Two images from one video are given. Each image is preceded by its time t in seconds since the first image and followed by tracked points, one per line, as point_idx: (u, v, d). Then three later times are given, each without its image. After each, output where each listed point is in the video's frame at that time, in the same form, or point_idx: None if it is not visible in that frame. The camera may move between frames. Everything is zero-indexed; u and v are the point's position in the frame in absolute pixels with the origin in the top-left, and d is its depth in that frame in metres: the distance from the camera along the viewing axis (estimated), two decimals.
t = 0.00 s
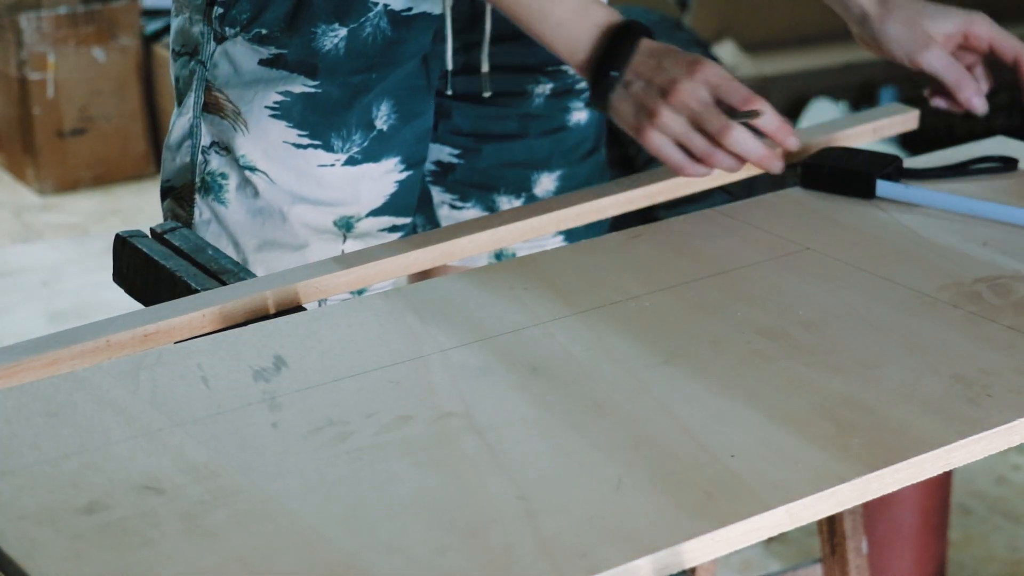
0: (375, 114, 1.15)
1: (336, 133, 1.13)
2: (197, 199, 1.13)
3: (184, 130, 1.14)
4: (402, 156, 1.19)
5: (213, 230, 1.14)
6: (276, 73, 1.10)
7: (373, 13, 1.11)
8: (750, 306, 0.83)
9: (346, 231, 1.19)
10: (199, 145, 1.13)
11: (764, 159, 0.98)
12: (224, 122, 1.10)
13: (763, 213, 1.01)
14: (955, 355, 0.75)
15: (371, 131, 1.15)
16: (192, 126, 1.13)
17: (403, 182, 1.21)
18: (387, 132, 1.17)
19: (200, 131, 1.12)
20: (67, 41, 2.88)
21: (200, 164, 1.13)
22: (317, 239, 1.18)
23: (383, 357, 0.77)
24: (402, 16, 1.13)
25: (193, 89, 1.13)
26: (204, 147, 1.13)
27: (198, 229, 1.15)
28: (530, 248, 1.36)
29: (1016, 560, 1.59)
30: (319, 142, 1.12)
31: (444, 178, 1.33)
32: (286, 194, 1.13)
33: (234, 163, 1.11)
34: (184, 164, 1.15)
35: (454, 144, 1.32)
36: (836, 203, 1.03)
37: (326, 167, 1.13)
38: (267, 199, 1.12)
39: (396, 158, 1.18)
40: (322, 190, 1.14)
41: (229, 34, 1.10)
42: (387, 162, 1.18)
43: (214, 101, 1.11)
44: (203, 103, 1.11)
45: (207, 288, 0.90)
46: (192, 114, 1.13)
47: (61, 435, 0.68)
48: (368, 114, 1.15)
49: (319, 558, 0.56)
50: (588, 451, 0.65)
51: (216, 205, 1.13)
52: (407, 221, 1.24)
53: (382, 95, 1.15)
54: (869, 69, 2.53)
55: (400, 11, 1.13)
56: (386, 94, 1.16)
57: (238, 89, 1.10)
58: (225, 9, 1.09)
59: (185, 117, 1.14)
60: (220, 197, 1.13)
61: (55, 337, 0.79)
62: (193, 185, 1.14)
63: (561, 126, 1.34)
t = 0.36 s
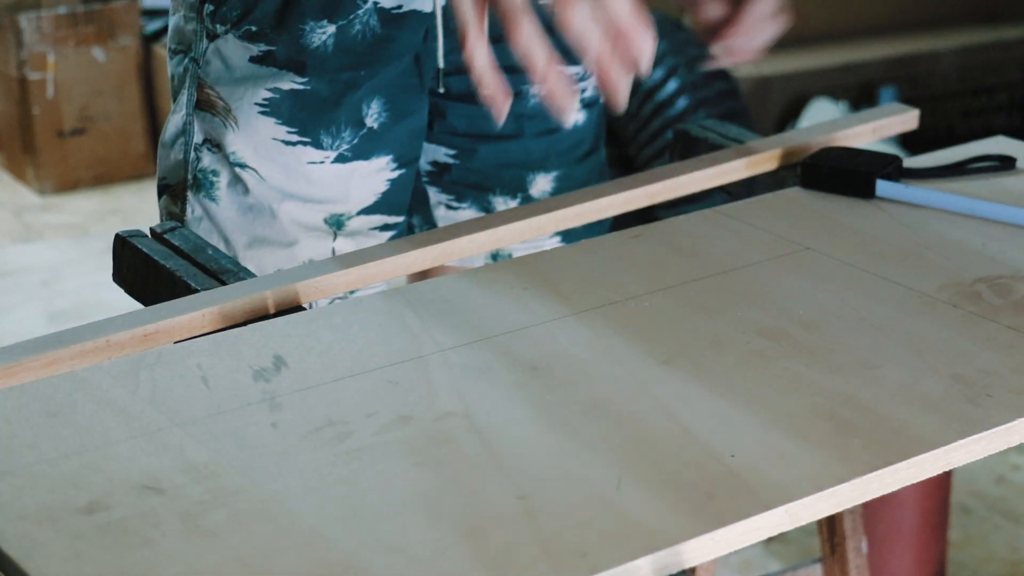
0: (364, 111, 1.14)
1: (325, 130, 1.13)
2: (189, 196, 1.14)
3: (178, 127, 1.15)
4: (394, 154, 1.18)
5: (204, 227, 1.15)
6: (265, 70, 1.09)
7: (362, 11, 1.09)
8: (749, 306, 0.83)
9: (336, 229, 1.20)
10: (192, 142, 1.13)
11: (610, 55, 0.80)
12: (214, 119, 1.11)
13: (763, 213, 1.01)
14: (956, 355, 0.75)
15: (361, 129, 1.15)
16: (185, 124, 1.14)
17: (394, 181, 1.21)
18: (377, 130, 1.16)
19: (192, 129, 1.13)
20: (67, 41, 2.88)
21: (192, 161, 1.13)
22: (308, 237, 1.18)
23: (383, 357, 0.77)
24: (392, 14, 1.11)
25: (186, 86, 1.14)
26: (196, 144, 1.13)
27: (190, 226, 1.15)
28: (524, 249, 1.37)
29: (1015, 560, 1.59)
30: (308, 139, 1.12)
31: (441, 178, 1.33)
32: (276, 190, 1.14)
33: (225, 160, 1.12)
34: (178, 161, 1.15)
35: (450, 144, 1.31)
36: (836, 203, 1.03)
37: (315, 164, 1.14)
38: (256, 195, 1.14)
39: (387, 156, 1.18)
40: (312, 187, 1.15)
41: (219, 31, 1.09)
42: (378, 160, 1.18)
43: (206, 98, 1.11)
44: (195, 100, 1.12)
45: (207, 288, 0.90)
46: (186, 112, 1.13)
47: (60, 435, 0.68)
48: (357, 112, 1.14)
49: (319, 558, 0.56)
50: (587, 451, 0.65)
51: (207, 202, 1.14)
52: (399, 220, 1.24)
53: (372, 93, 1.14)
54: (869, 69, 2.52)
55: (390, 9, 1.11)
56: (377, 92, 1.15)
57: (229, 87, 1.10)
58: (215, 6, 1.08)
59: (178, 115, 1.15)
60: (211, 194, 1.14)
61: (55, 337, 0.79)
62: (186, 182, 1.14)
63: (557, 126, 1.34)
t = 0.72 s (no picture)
0: (354, 111, 1.14)
1: (315, 130, 1.12)
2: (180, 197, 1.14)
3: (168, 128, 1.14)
4: (385, 154, 1.18)
5: (195, 228, 1.16)
6: (255, 70, 1.09)
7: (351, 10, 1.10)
8: (749, 306, 0.83)
9: (328, 229, 1.18)
10: (183, 144, 1.13)
11: (630, 306, 0.72)
12: (204, 121, 1.11)
13: (763, 213, 1.01)
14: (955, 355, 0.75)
15: (351, 129, 1.15)
16: (175, 125, 1.13)
17: (386, 181, 1.20)
18: (368, 130, 1.16)
19: (182, 130, 1.13)
20: (67, 41, 2.88)
21: (182, 164, 1.14)
22: (299, 237, 1.16)
23: (383, 357, 0.77)
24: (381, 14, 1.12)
25: (174, 88, 1.13)
26: (186, 146, 1.13)
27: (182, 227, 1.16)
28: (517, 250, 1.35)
29: (1015, 560, 1.59)
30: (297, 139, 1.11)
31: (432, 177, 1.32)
32: (266, 191, 1.12)
33: (215, 162, 1.12)
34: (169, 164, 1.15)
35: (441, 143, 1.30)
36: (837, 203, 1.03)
37: (306, 164, 1.13)
38: (247, 196, 1.12)
39: (379, 157, 1.18)
40: (303, 189, 1.13)
41: (208, 33, 1.09)
42: (369, 160, 1.17)
43: (196, 100, 1.11)
44: (184, 102, 1.11)
45: (207, 288, 0.90)
46: (175, 114, 1.13)
47: (60, 435, 0.68)
48: (348, 112, 1.14)
49: (319, 558, 0.56)
50: (587, 451, 0.65)
51: (197, 204, 1.14)
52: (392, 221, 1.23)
53: (362, 93, 1.15)
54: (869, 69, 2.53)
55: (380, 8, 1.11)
56: (367, 92, 1.15)
57: (219, 88, 1.10)
58: (204, 8, 1.07)
59: (168, 116, 1.14)
60: (201, 195, 1.14)
61: (55, 337, 0.79)
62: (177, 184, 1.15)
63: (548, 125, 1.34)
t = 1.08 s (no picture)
0: (342, 109, 1.14)
1: (302, 127, 1.11)
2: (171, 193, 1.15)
3: (159, 125, 1.15)
4: (373, 153, 1.18)
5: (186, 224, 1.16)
6: (243, 67, 1.08)
7: (339, 7, 1.09)
8: (748, 307, 0.83)
9: (316, 227, 1.18)
10: (173, 141, 1.14)
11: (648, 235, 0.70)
12: (193, 117, 1.11)
13: (763, 213, 1.01)
14: (955, 355, 0.75)
15: (339, 126, 1.14)
16: (166, 122, 1.14)
17: (374, 180, 1.20)
18: (355, 127, 1.15)
19: (173, 127, 1.14)
20: (67, 41, 2.88)
21: (172, 159, 1.14)
22: (286, 234, 1.16)
23: (382, 357, 0.77)
24: (369, 11, 1.11)
25: (166, 84, 1.14)
26: (177, 142, 1.14)
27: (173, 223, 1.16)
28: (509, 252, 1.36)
29: (1015, 560, 1.59)
30: (284, 135, 1.11)
31: (426, 176, 1.34)
32: (254, 187, 1.12)
33: (203, 158, 1.12)
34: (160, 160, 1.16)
35: (433, 143, 1.32)
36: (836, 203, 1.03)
37: (293, 161, 1.12)
38: (234, 192, 1.12)
39: (367, 155, 1.17)
40: (288, 187, 1.13)
41: (197, 29, 1.09)
42: (357, 158, 1.17)
43: (185, 96, 1.11)
44: (175, 98, 1.13)
45: (207, 288, 0.90)
46: (166, 110, 1.14)
47: (60, 435, 0.68)
48: (335, 110, 1.13)
49: (320, 558, 0.56)
50: (585, 451, 0.65)
51: (187, 200, 1.14)
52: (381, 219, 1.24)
53: (350, 90, 1.14)
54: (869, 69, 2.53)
55: (368, 5, 1.11)
56: (355, 90, 1.14)
57: (207, 84, 1.10)
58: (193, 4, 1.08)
59: (159, 113, 1.15)
60: (190, 192, 1.14)
61: (55, 337, 0.79)
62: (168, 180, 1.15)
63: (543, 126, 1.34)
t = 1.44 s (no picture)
0: (341, 107, 1.14)
1: (301, 126, 1.11)
2: (169, 193, 1.14)
3: (158, 124, 1.14)
4: (373, 152, 1.18)
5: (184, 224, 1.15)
6: (242, 65, 1.09)
7: (337, 6, 1.09)
8: (748, 307, 0.83)
9: (315, 226, 1.19)
10: (172, 140, 1.13)
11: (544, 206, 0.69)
12: (192, 116, 1.10)
13: (763, 213, 1.01)
14: (954, 355, 0.75)
15: (338, 125, 1.14)
16: (165, 121, 1.13)
17: (373, 179, 1.20)
18: (354, 126, 1.15)
19: (172, 127, 1.13)
20: (67, 41, 2.88)
21: (171, 159, 1.13)
22: (285, 233, 1.17)
23: (382, 357, 0.77)
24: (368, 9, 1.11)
25: (165, 83, 1.13)
26: (176, 142, 1.13)
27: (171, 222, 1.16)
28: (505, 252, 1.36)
29: (1015, 560, 1.59)
30: (286, 134, 1.11)
31: (423, 177, 1.33)
32: (252, 185, 1.12)
33: (202, 157, 1.11)
34: (159, 159, 1.15)
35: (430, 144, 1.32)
36: (836, 203, 1.03)
37: (293, 160, 1.12)
38: (233, 191, 1.12)
39: (367, 154, 1.17)
40: (288, 186, 1.13)
41: (197, 29, 1.10)
42: (357, 157, 1.17)
43: (185, 96, 1.11)
44: (174, 97, 1.12)
45: (207, 288, 0.90)
46: (165, 109, 1.13)
47: (60, 435, 0.68)
48: (334, 109, 1.13)
49: (320, 558, 0.56)
50: (585, 451, 0.65)
51: (185, 200, 1.14)
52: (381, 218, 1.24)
53: (349, 89, 1.14)
54: (869, 69, 2.53)
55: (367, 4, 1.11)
56: (354, 89, 1.14)
57: (206, 84, 1.10)
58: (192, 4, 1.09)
59: (158, 112, 1.14)
60: (189, 191, 1.13)
61: (55, 337, 0.79)
62: (166, 179, 1.14)
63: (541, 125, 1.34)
